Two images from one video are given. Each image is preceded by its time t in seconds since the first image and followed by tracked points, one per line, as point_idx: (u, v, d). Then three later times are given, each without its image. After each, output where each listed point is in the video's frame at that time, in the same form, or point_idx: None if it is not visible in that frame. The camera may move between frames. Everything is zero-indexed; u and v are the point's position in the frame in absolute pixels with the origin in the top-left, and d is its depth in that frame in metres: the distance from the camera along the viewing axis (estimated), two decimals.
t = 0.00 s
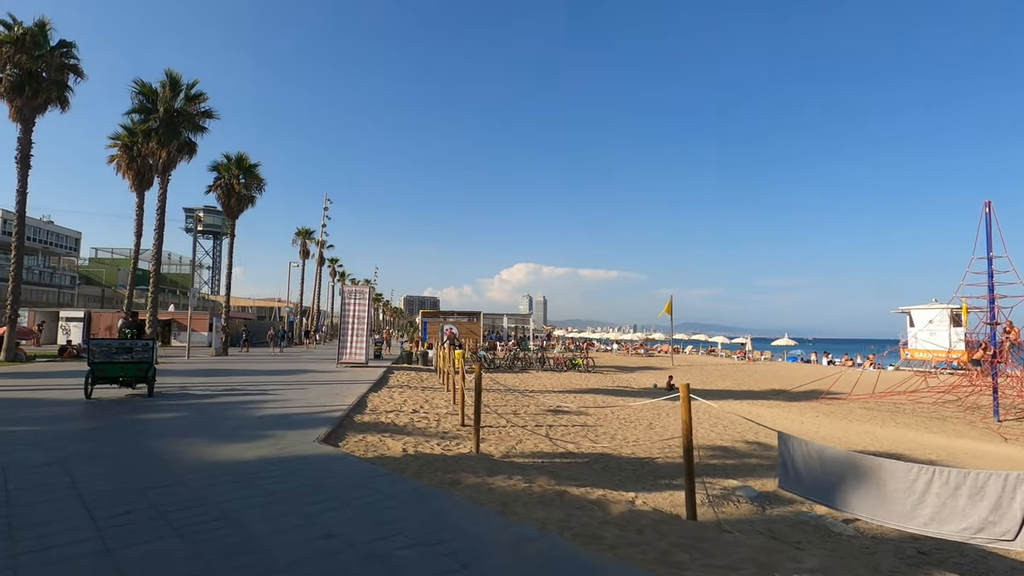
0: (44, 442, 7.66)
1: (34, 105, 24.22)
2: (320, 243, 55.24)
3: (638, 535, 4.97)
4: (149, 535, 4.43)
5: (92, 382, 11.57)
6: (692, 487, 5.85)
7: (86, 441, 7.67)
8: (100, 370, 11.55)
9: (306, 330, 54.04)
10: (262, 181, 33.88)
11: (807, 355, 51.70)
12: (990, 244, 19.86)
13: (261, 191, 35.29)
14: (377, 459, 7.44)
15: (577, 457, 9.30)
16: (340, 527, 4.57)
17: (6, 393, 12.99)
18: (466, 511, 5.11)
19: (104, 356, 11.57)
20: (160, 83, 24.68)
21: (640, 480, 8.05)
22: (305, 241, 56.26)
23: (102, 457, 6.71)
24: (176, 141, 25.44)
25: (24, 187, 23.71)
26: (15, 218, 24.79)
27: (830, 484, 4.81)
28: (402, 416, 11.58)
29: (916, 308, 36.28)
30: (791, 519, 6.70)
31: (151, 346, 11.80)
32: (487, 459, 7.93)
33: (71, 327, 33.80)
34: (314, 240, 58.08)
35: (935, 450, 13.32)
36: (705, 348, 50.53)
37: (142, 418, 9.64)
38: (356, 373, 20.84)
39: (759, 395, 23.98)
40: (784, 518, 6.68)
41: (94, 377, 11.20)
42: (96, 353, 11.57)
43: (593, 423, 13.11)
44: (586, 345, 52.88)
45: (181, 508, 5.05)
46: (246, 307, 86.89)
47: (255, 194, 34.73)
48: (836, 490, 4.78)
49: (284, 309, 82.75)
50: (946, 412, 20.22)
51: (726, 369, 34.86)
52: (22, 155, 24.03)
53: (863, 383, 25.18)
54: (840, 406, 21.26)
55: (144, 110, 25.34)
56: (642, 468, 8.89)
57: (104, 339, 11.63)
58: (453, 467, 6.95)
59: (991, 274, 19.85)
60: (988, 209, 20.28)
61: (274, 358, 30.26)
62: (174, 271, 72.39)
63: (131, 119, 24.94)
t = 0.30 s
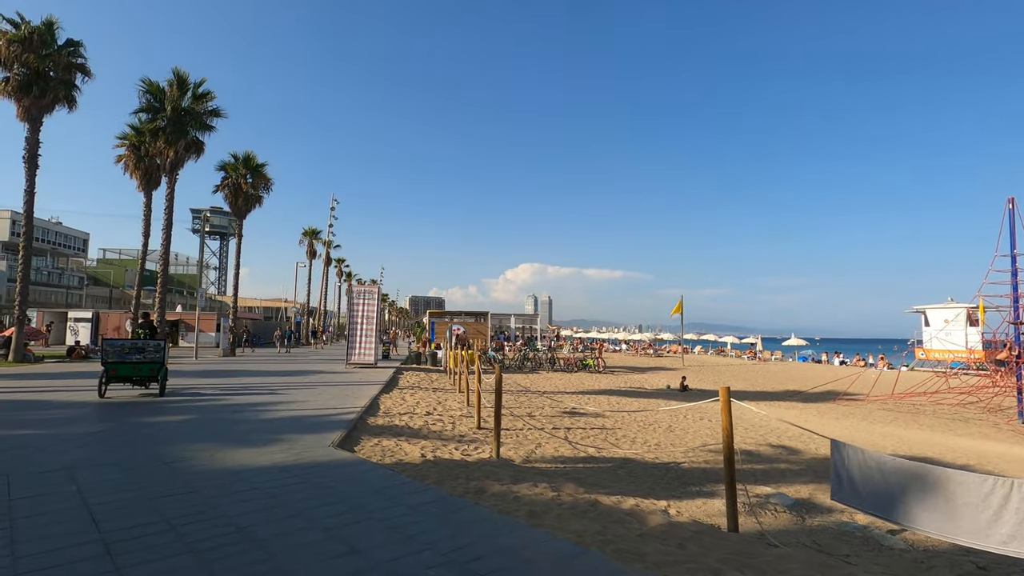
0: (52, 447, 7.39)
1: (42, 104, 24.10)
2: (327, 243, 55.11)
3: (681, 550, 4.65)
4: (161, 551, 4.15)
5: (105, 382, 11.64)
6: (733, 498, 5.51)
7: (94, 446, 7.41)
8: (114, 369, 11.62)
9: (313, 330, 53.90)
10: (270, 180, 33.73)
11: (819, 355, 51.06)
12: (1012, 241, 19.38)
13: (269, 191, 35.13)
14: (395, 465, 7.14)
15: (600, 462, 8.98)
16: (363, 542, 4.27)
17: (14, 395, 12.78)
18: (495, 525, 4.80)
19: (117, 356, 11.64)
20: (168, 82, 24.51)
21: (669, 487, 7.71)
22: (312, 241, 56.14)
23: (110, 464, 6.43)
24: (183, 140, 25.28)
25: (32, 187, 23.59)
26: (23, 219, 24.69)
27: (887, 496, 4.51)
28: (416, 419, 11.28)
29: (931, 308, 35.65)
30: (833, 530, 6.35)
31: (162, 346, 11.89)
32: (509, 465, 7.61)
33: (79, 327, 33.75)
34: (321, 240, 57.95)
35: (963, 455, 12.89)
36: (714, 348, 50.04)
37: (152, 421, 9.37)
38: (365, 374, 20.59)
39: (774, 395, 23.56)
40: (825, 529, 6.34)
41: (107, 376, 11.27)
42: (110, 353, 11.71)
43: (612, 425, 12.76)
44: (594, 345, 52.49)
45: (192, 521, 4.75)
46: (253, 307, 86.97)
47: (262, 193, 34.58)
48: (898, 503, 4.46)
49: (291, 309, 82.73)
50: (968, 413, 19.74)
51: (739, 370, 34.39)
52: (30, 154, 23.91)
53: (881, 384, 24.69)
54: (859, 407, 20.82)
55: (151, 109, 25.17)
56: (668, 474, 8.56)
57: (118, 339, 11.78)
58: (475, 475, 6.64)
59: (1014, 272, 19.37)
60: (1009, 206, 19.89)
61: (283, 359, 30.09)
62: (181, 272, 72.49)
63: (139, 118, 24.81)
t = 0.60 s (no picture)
0: (58, 451, 7.12)
1: (49, 103, 23.94)
2: (333, 243, 54.98)
3: (730, 567, 4.30)
4: (173, 568, 3.85)
5: (118, 381, 11.92)
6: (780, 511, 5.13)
7: (100, 451, 7.12)
8: (126, 369, 11.90)
9: (320, 331, 53.75)
10: (277, 180, 33.53)
11: (829, 355, 50.47)
12: None
13: (276, 190, 34.94)
14: (415, 472, 6.82)
15: (624, 468, 8.62)
16: (392, 561, 3.95)
17: (21, 397, 12.57)
18: (528, 544, 4.45)
19: (129, 356, 11.91)
20: (174, 80, 24.31)
21: (700, 494, 7.33)
22: (318, 241, 55.96)
23: (118, 470, 6.15)
24: (190, 139, 25.07)
25: (39, 186, 23.46)
26: (30, 218, 24.57)
27: (958, 510, 4.17)
28: (430, 421, 10.95)
29: (945, 307, 35.11)
30: (881, 542, 5.98)
31: (173, 346, 12.08)
32: (532, 472, 7.26)
33: (86, 327, 33.65)
34: (327, 240, 57.78)
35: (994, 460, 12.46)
36: (724, 348, 49.57)
37: (161, 424, 9.09)
38: (374, 375, 20.32)
39: (789, 397, 23.12)
40: (872, 542, 5.96)
41: (120, 376, 11.53)
42: (122, 353, 11.93)
43: (630, 428, 12.40)
44: (602, 345, 52.11)
45: (206, 534, 4.44)
46: (259, 307, 86.96)
47: (269, 193, 34.39)
48: (971, 517, 4.11)
49: (297, 309, 82.66)
50: (990, 415, 19.26)
51: (751, 370, 33.93)
52: (37, 154, 23.76)
53: (900, 385, 24.15)
54: (878, 408, 20.32)
55: (158, 107, 24.95)
56: (696, 480, 8.19)
57: (130, 339, 11.99)
58: (499, 483, 6.30)
59: None
60: None
61: (290, 360, 29.90)
62: (187, 272, 72.53)
63: (146, 117, 24.62)
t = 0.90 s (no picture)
0: (61, 454, 6.81)
1: (56, 101, 23.80)
2: (340, 243, 54.88)
3: None
4: None
5: (131, 379, 12.01)
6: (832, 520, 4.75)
7: (105, 454, 6.83)
8: (139, 367, 11.99)
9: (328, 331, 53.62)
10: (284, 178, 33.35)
11: (841, 354, 49.81)
12: None
13: (283, 189, 34.76)
14: (433, 476, 6.47)
15: (649, 471, 8.25)
16: None
17: (27, 397, 12.32)
18: (564, 557, 4.09)
19: (142, 354, 11.99)
20: (181, 77, 24.13)
21: (735, 500, 6.93)
22: (326, 240, 55.77)
23: (123, 475, 5.83)
24: (197, 137, 24.88)
25: (47, 184, 23.30)
26: (38, 217, 24.43)
27: None
28: (445, 423, 10.61)
29: (962, 305, 34.49)
30: (934, 553, 5.58)
31: (185, 343, 12.11)
32: (556, 477, 6.90)
33: (95, 327, 33.60)
34: (334, 240, 57.64)
35: None
36: (734, 348, 49.04)
37: (168, 425, 8.78)
38: (384, 375, 20.03)
39: (806, 397, 22.66)
40: (925, 553, 5.56)
41: (133, 373, 11.62)
42: (135, 351, 11.98)
43: (650, 429, 12.02)
44: (610, 345, 51.69)
45: (215, 547, 4.11)
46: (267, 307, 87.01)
47: (277, 192, 34.22)
48: None
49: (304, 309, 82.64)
50: (1015, 415, 18.75)
51: (764, 370, 33.44)
52: (45, 152, 23.63)
53: (919, 385, 23.64)
54: (899, 408, 19.80)
55: (165, 105, 24.76)
56: (727, 485, 7.80)
57: (142, 337, 12.04)
58: (523, 489, 5.94)
59: None
60: None
61: (298, 359, 29.71)
62: (195, 272, 72.64)
63: (153, 115, 24.46)
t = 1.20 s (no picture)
0: (64, 462, 6.48)
1: (62, 100, 23.58)
2: (347, 242, 54.72)
3: None
4: None
5: (144, 379, 11.98)
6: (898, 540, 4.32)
7: (109, 461, 6.50)
8: (151, 367, 11.95)
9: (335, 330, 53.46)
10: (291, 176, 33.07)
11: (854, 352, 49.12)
12: None
13: (291, 187, 34.50)
14: (454, 486, 6.09)
15: (678, 479, 7.86)
16: None
17: (33, 399, 12.04)
18: None
19: (155, 354, 11.95)
20: (188, 74, 23.86)
21: (774, 511, 6.50)
22: (333, 238, 55.59)
23: (128, 486, 5.49)
24: (204, 134, 24.60)
25: (54, 183, 23.11)
26: (45, 217, 24.27)
27: None
28: (460, 426, 10.23)
29: (980, 302, 33.82)
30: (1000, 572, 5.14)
31: (197, 343, 12.08)
32: (584, 488, 6.50)
33: (103, 327, 33.49)
34: (342, 238, 57.45)
35: None
36: (745, 346, 48.46)
37: (176, 430, 8.44)
38: (394, 375, 19.69)
39: (824, 396, 22.17)
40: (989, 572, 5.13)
41: (147, 373, 11.59)
42: (147, 352, 11.96)
43: (672, 432, 11.62)
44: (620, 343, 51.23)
45: (224, 570, 3.75)
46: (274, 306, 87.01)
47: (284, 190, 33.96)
48: None
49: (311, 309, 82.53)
50: None
51: (778, 368, 32.92)
52: (52, 151, 23.44)
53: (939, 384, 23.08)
54: (920, 409, 19.27)
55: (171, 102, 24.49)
56: (761, 493, 7.37)
57: (155, 337, 12.02)
58: (552, 502, 5.55)
59: None
60: None
61: (306, 359, 29.46)
62: (203, 272, 72.68)
63: (160, 112, 24.20)
